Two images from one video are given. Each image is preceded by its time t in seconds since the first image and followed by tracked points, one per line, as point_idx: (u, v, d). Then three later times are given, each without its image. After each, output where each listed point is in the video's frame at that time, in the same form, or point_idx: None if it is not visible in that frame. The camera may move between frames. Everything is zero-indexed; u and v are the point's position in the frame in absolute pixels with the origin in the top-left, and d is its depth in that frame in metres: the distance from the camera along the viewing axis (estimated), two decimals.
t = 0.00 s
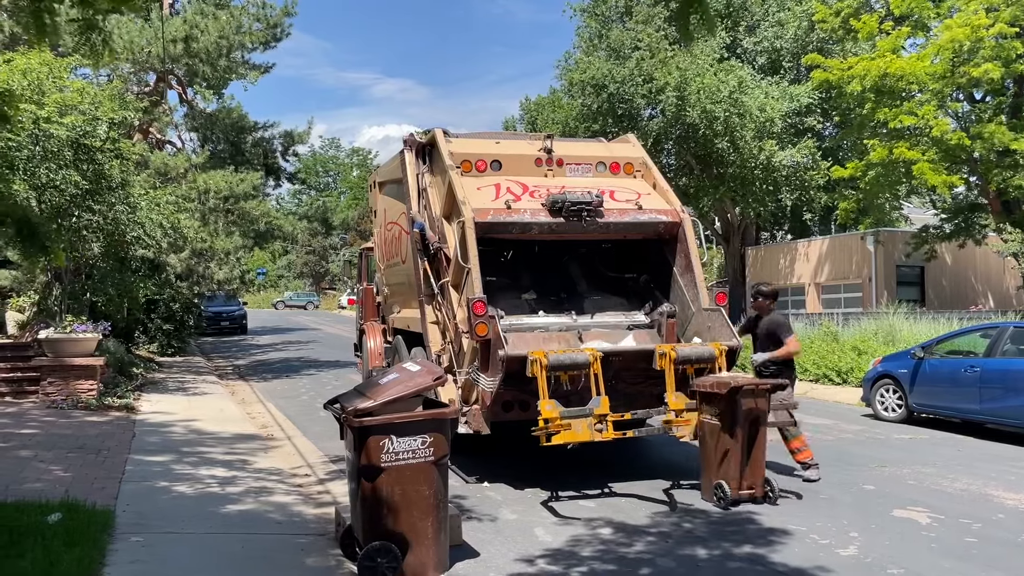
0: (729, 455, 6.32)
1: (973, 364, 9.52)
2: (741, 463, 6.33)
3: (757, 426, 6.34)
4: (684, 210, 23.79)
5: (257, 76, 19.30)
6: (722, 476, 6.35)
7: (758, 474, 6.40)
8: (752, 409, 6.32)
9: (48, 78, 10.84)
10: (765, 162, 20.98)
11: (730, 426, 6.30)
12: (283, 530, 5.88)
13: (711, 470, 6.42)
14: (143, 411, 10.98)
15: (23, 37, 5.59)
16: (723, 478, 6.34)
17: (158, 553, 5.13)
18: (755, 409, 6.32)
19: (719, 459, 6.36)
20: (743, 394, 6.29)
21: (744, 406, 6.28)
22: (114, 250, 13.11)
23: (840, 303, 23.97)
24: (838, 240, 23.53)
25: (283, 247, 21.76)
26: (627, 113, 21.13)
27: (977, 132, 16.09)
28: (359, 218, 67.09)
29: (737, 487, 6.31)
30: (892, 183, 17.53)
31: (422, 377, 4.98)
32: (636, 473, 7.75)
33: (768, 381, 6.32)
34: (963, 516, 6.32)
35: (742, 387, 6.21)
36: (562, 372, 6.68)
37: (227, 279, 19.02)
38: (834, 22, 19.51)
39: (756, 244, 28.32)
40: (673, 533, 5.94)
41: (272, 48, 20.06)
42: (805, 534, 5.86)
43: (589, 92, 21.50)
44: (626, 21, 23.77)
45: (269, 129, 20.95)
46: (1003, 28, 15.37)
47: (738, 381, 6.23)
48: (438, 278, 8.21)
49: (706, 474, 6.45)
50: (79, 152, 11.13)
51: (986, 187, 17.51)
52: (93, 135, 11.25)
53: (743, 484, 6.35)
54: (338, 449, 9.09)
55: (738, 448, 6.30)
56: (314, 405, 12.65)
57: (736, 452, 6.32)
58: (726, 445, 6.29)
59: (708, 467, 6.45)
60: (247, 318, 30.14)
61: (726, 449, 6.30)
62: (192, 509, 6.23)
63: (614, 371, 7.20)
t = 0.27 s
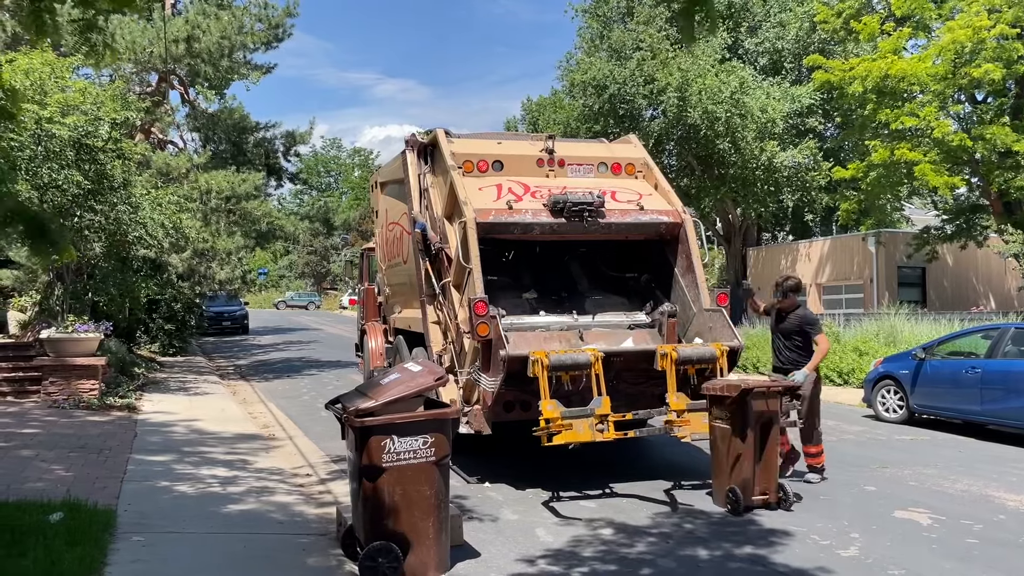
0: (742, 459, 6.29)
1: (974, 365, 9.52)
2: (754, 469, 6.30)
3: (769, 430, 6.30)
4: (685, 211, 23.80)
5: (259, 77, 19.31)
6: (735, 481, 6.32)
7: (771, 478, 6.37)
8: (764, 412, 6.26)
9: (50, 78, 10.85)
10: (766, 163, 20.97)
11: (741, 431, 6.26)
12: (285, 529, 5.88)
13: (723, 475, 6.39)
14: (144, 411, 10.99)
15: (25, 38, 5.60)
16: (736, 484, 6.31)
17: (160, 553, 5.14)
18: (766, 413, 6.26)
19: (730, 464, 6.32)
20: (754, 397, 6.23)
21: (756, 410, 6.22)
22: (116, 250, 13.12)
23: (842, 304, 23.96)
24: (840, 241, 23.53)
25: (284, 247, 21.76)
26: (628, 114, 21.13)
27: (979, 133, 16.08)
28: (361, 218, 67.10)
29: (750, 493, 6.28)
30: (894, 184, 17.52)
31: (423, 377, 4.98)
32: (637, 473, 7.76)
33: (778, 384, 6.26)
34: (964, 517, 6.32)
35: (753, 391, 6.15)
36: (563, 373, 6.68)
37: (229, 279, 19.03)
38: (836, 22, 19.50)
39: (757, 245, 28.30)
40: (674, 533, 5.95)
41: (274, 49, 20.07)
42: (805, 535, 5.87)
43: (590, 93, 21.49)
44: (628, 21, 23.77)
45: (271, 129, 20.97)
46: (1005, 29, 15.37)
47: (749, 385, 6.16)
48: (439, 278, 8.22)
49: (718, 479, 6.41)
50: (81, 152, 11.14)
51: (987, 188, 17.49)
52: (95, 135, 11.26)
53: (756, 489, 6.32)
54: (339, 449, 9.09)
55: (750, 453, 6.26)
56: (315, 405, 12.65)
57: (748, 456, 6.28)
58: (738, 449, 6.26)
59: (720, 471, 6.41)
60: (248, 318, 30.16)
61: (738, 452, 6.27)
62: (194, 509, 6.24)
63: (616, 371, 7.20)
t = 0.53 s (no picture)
0: (751, 463, 6.22)
1: (975, 366, 9.51)
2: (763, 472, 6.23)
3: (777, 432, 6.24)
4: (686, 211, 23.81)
5: (260, 77, 19.33)
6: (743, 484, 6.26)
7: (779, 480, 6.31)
8: (773, 415, 6.20)
9: (51, 78, 10.87)
10: (767, 163, 20.96)
11: (750, 434, 6.20)
12: (285, 530, 5.88)
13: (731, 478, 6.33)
14: (144, 411, 10.99)
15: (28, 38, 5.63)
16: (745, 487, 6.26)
17: (160, 553, 5.14)
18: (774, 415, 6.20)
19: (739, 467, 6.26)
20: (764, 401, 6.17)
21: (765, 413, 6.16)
22: (116, 250, 13.12)
23: (842, 305, 23.96)
24: (841, 241, 23.51)
25: (284, 247, 21.76)
26: (629, 114, 21.13)
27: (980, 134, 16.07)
28: (361, 219, 67.15)
29: (759, 496, 6.22)
30: (895, 185, 17.50)
31: (423, 377, 4.99)
32: (638, 474, 7.75)
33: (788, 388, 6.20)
34: (964, 518, 6.31)
35: (762, 394, 6.10)
36: (564, 374, 6.68)
37: (229, 279, 19.04)
38: (837, 23, 19.49)
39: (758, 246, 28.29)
40: (674, 534, 5.94)
41: (275, 49, 20.07)
42: (806, 536, 5.87)
43: (591, 93, 21.49)
44: (628, 22, 23.76)
45: (271, 129, 20.98)
46: (1006, 30, 15.36)
47: (758, 389, 6.11)
48: (440, 279, 8.22)
49: (726, 482, 6.35)
50: (82, 152, 11.17)
51: (988, 189, 17.46)
52: (95, 135, 11.28)
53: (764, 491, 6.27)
54: (339, 450, 9.08)
55: (759, 456, 6.20)
56: (315, 405, 12.65)
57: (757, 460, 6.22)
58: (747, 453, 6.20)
59: (728, 474, 6.35)
60: (248, 318, 30.16)
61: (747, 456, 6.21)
62: (194, 509, 6.24)
63: (617, 372, 7.19)
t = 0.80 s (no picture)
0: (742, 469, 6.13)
1: (975, 367, 9.51)
2: (754, 477, 6.08)
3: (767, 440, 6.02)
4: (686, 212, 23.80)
5: (260, 77, 19.33)
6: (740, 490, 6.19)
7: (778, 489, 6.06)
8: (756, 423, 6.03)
9: (51, 78, 10.87)
10: (767, 164, 20.96)
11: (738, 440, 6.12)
12: (285, 530, 5.87)
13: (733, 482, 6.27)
14: (144, 411, 10.98)
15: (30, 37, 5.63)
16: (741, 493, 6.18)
17: (160, 553, 5.13)
18: (764, 419, 6.00)
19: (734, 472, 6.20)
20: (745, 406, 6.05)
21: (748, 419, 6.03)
22: (116, 249, 13.12)
23: (842, 306, 23.95)
24: (841, 242, 23.50)
25: (285, 247, 21.76)
26: (629, 115, 21.12)
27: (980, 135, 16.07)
28: (361, 219, 67.14)
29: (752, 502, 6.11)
30: (895, 185, 17.48)
31: (423, 377, 4.98)
32: (638, 475, 7.74)
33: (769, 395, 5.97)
34: (965, 519, 6.31)
35: (736, 399, 6.03)
36: (564, 374, 6.68)
37: (229, 279, 19.03)
38: (837, 24, 19.46)
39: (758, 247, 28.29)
40: (674, 535, 5.94)
41: (275, 49, 20.07)
42: (806, 537, 5.87)
43: (591, 94, 21.48)
44: (629, 22, 23.75)
45: (272, 129, 20.98)
46: (1006, 31, 15.36)
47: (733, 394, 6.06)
48: (440, 279, 8.21)
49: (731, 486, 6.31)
50: (82, 152, 11.17)
51: (988, 190, 17.44)
52: (95, 135, 11.28)
53: (760, 498, 6.08)
54: (339, 450, 9.08)
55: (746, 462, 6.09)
56: (315, 406, 12.64)
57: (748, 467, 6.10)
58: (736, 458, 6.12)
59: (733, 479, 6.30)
60: (248, 319, 30.16)
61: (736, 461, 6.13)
62: (194, 509, 6.23)
63: (617, 373, 7.18)
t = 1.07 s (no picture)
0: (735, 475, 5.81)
1: (976, 367, 9.50)
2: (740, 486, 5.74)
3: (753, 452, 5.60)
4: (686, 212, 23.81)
5: (261, 77, 19.34)
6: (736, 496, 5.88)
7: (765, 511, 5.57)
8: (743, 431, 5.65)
9: (52, 77, 10.87)
10: (767, 165, 20.97)
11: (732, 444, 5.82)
12: (285, 530, 5.87)
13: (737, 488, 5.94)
14: (144, 411, 10.97)
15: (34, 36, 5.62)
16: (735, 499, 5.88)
17: (160, 553, 5.13)
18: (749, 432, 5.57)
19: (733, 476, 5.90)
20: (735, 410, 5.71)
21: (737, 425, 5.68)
22: (117, 249, 13.11)
23: (843, 307, 23.95)
24: (841, 243, 23.50)
25: (285, 247, 21.76)
26: (629, 115, 21.13)
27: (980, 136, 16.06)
28: (361, 219, 67.15)
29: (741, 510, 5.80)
30: (895, 186, 17.48)
31: (423, 377, 4.99)
32: (639, 476, 7.73)
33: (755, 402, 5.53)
34: (965, 520, 6.31)
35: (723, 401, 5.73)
36: (564, 375, 6.67)
37: (229, 279, 19.04)
38: (838, 25, 19.43)
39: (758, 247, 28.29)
40: (674, 535, 5.93)
41: (276, 49, 20.07)
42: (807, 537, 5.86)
43: (591, 94, 21.47)
44: (629, 23, 23.76)
45: (272, 129, 20.98)
46: (1006, 32, 15.35)
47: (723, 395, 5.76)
48: (440, 280, 8.21)
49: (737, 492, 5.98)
50: (83, 151, 11.16)
51: (989, 190, 17.43)
52: (96, 135, 11.27)
53: (750, 512, 5.72)
54: (339, 450, 9.07)
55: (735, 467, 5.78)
56: (316, 406, 12.63)
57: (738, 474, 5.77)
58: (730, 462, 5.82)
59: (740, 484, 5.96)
60: (248, 318, 30.17)
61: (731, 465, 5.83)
62: (193, 509, 6.22)
63: (617, 373, 7.17)
